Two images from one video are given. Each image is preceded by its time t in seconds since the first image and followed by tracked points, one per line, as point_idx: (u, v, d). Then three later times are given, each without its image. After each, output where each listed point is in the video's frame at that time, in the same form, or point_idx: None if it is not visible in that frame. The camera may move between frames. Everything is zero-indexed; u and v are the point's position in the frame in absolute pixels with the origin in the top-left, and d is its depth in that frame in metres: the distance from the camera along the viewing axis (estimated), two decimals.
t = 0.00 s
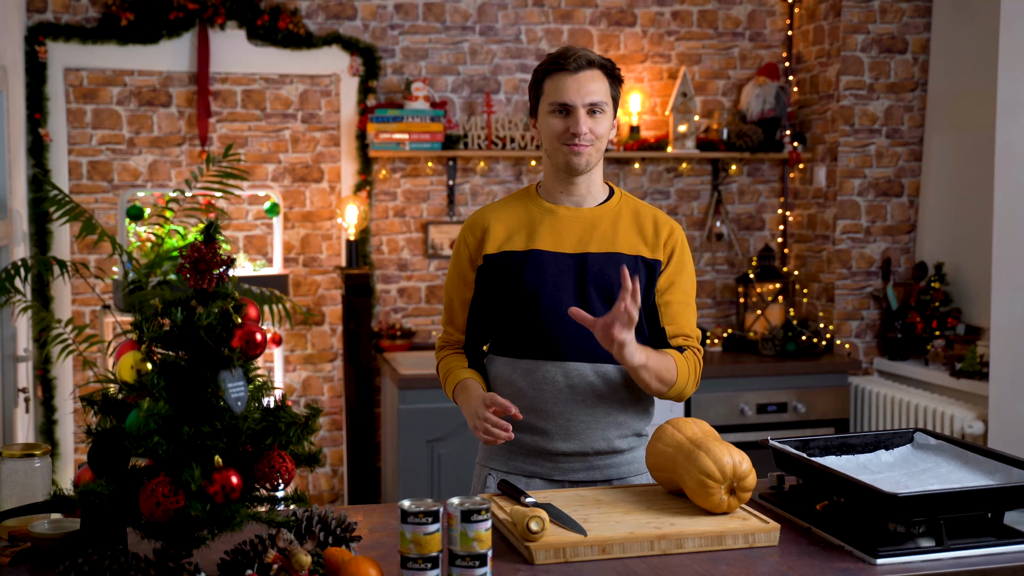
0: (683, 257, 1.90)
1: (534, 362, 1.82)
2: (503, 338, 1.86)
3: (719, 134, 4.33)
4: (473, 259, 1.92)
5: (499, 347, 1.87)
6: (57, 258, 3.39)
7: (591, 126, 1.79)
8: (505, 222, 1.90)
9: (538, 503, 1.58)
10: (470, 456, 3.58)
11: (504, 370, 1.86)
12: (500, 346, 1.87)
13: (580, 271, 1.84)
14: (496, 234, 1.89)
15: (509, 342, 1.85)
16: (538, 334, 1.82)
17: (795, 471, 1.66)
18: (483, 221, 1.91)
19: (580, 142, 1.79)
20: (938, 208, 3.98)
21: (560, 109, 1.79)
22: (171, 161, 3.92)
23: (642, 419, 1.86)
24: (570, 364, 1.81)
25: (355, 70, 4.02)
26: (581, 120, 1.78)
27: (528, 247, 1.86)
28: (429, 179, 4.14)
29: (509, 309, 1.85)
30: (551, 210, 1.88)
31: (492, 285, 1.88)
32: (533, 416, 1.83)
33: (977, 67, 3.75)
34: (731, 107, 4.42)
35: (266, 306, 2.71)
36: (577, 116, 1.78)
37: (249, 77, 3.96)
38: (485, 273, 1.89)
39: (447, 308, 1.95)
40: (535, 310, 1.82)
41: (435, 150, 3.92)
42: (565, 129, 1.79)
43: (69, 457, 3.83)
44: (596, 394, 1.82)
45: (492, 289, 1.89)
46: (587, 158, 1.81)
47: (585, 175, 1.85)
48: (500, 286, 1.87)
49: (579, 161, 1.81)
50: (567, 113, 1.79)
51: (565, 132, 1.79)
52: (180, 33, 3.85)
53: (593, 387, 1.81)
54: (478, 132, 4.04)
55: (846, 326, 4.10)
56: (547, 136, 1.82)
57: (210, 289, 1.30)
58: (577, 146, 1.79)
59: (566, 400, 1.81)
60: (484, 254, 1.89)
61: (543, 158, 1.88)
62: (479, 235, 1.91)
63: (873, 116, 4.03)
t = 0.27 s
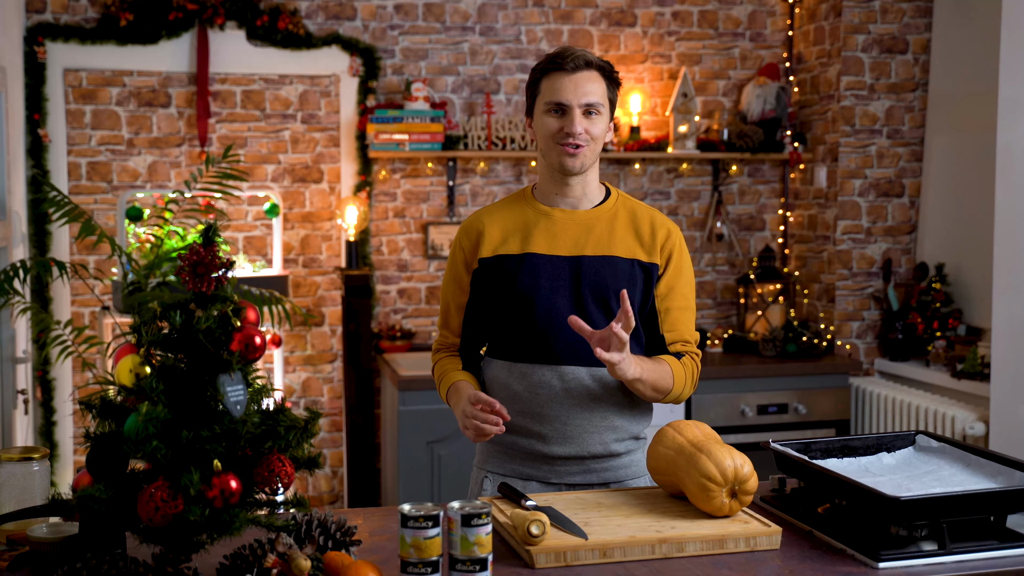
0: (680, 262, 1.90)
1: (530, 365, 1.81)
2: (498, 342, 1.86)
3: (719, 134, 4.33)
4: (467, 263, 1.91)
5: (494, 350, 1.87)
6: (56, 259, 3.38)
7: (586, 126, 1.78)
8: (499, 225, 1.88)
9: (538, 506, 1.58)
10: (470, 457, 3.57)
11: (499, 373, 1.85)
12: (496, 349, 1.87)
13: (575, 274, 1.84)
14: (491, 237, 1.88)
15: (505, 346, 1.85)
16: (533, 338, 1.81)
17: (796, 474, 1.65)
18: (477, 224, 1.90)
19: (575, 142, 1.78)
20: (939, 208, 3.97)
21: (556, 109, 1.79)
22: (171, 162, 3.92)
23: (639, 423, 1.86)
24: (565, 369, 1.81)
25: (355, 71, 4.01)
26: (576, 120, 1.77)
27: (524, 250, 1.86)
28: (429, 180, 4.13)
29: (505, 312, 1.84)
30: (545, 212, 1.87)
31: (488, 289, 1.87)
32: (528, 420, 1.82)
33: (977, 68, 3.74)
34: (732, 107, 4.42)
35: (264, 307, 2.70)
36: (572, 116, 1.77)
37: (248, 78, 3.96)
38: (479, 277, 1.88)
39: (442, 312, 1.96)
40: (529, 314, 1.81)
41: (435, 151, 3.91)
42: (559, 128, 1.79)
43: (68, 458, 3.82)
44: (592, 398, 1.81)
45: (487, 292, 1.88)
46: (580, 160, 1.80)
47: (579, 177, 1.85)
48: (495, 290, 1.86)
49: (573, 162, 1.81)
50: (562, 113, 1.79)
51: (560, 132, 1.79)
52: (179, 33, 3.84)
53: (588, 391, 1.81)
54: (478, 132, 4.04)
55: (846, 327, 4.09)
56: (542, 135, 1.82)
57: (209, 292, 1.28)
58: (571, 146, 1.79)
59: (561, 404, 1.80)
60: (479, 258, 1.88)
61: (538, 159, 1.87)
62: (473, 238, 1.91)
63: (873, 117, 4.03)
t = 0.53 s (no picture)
0: (680, 267, 1.91)
1: (530, 370, 1.80)
2: (497, 347, 1.84)
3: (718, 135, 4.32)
4: (465, 267, 1.89)
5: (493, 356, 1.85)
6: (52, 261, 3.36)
7: (581, 126, 1.77)
8: (497, 230, 1.87)
9: (535, 512, 1.57)
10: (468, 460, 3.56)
11: (498, 378, 1.84)
12: (494, 355, 1.85)
13: (575, 278, 1.82)
14: (489, 241, 1.86)
15: (504, 351, 1.83)
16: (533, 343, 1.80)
17: (795, 480, 1.64)
18: (475, 228, 1.88)
19: (568, 141, 1.77)
20: (938, 210, 3.96)
21: (551, 107, 1.79)
22: (167, 163, 3.90)
23: (639, 427, 1.85)
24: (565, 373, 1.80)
25: (353, 71, 3.99)
26: (570, 118, 1.77)
27: (523, 254, 1.84)
28: (427, 181, 4.12)
29: (504, 318, 1.83)
30: (543, 216, 1.86)
31: (487, 293, 1.85)
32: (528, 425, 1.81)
33: (977, 69, 3.73)
34: (731, 108, 4.40)
35: (261, 308, 2.69)
36: (567, 114, 1.77)
37: (246, 79, 3.94)
38: (478, 282, 1.86)
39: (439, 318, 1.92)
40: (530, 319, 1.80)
41: (433, 152, 3.90)
42: (552, 126, 1.78)
43: (64, 460, 3.81)
44: (593, 402, 1.80)
45: (485, 297, 1.86)
46: (572, 162, 1.79)
47: (574, 179, 1.83)
48: (494, 295, 1.85)
49: (564, 164, 1.79)
50: (557, 111, 1.78)
51: (552, 129, 1.78)
52: (176, 34, 3.83)
53: (589, 396, 1.80)
54: (476, 133, 4.03)
55: (846, 329, 4.08)
56: (535, 134, 1.81)
57: (203, 297, 1.27)
58: (563, 146, 1.78)
59: (562, 409, 1.79)
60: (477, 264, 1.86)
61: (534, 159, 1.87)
62: (470, 242, 1.89)
63: (873, 118, 4.02)
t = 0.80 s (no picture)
0: (679, 271, 1.91)
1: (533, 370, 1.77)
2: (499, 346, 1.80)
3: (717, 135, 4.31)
4: (469, 259, 1.80)
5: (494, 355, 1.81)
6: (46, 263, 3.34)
7: (579, 128, 1.76)
8: (499, 226, 1.82)
9: (531, 518, 1.55)
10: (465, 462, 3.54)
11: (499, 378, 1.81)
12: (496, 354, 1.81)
13: (580, 277, 1.79)
14: (494, 236, 1.80)
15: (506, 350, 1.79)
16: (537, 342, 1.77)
17: (794, 484, 1.62)
18: (477, 222, 1.82)
19: (566, 143, 1.76)
20: (938, 211, 3.94)
21: (549, 109, 1.77)
22: (163, 164, 3.89)
23: (640, 429, 1.84)
24: (570, 373, 1.77)
25: (350, 71, 3.97)
26: (569, 120, 1.75)
27: (527, 251, 1.80)
28: (424, 182, 4.10)
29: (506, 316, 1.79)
30: (546, 214, 1.82)
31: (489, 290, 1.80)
32: (531, 426, 1.77)
33: (977, 69, 3.72)
34: (730, 108, 4.38)
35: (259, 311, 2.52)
36: (565, 117, 1.75)
37: (242, 79, 3.92)
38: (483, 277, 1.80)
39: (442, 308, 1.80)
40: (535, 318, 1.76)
41: (431, 153, 3.88)
42: (551, 128, 1.76)
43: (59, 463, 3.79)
44: (597, 403, 1.77)
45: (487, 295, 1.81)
46: (570, 165, 1.78)
47: (573, 181, 1.82)
48: (497, 293, 1.80)
49: (561, 166, 1.78)
50: (555, 112, 1.77)
51: (550, 131, 1.76)
52: (172, 34, 3.81)
53: (593, 396, 1.77)
54: (474, 134, 4.01)
55: (845, 331, 4.06)
56: (534, 135, 1.80)
57: (193, 302, 1.26)
58: (561, 149, 1.77)
59: (566, 409, 1.76)
60: (482, 259, 1.80)
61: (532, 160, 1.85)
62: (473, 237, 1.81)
63: (872, 118, 4.00)
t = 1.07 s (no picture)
0: (673, 274, 1.91)
1: (534, 371, 1.72)
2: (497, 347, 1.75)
3: (716, 135, 4.28)
4: (471, 246, 1.74)
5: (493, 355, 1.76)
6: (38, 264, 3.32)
7: (576, 124, 1.73)
8: (500, 223, 1.78)
9: (526, 524, 1.53)
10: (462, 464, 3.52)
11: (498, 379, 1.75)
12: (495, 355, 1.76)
13: (581, 278, 1.76)
14: (495, 233, 1.76)
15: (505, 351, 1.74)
16: (540, 343, 1.72)
17: (793, 489, 1.60)
18: (477, 219, 1.77)
19: (563, 138, 1.73)
20: (938, 211, 3.92)
21: (546, 105, 1.74)
22: (158, 164, 3.86)
23: (638, 430, 1.81)
24: (572, 374, 1.72)
25: (345, 71, 3.96)
26: (566, 116, 1.72)
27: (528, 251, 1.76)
28: (421, 182, 4.07)
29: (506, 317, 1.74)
30: (545, 214, 1.79)
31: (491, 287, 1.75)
32: (532, 429, 1.73)
33: (977, 69, 3.70)
34: (729, 108, 4.36)
35: (251, 313, 2.19)
36: (562, 113, 1.72)
37: (237, 78, 3.90)
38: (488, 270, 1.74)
39: (449, 289, 1.69)
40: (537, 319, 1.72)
41: (427, 152, 3.86)
42: (548, 124, 1.73)
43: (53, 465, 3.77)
44: (598, 405, 1.74)
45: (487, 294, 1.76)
46: (568, 161, 1.75)
47: (570, 178, 1.79)
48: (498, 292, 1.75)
49: (559, 163, 1.75)
50: (552, 109, 1.74)
51: (548, 127, 1.73)
52: (167, 33, 3.78)
53: (595, 398, 1.74)
54: (471, 134, 3.98)
55: (845, 332, 4.04)
56: (530, 132, 1.77)
57: (179, 304, 1.23)
58: (559, 144, 1.74)
59: (568, 412, 1.72)
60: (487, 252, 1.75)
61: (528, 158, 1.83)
62: (473, 231, 1.76)
63: (872, 118, 3.98)
